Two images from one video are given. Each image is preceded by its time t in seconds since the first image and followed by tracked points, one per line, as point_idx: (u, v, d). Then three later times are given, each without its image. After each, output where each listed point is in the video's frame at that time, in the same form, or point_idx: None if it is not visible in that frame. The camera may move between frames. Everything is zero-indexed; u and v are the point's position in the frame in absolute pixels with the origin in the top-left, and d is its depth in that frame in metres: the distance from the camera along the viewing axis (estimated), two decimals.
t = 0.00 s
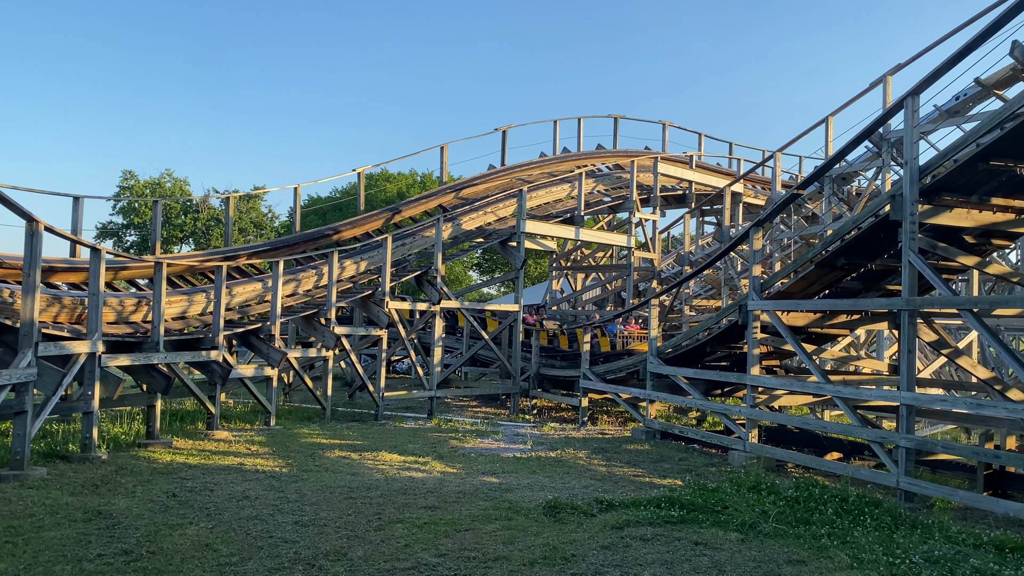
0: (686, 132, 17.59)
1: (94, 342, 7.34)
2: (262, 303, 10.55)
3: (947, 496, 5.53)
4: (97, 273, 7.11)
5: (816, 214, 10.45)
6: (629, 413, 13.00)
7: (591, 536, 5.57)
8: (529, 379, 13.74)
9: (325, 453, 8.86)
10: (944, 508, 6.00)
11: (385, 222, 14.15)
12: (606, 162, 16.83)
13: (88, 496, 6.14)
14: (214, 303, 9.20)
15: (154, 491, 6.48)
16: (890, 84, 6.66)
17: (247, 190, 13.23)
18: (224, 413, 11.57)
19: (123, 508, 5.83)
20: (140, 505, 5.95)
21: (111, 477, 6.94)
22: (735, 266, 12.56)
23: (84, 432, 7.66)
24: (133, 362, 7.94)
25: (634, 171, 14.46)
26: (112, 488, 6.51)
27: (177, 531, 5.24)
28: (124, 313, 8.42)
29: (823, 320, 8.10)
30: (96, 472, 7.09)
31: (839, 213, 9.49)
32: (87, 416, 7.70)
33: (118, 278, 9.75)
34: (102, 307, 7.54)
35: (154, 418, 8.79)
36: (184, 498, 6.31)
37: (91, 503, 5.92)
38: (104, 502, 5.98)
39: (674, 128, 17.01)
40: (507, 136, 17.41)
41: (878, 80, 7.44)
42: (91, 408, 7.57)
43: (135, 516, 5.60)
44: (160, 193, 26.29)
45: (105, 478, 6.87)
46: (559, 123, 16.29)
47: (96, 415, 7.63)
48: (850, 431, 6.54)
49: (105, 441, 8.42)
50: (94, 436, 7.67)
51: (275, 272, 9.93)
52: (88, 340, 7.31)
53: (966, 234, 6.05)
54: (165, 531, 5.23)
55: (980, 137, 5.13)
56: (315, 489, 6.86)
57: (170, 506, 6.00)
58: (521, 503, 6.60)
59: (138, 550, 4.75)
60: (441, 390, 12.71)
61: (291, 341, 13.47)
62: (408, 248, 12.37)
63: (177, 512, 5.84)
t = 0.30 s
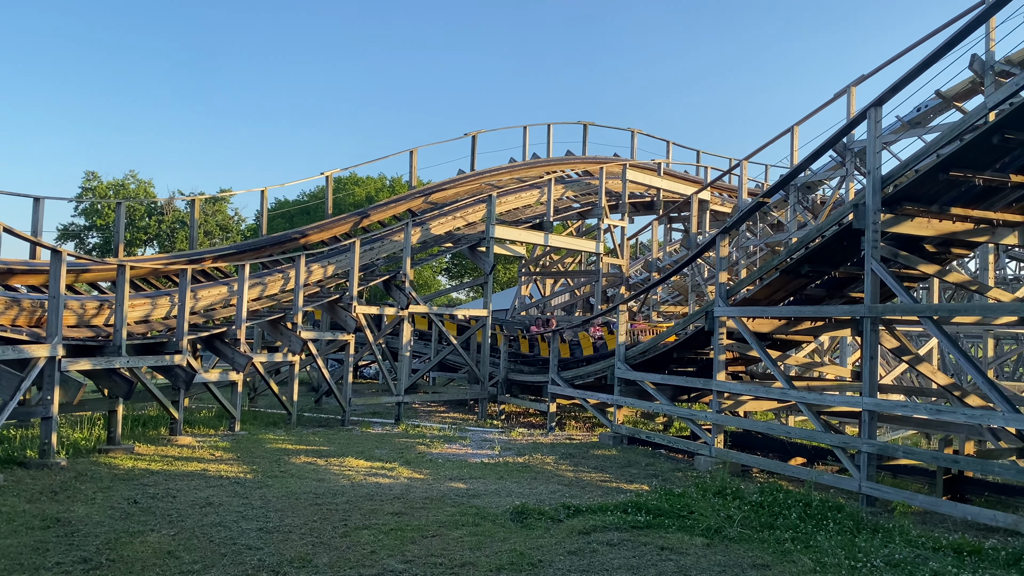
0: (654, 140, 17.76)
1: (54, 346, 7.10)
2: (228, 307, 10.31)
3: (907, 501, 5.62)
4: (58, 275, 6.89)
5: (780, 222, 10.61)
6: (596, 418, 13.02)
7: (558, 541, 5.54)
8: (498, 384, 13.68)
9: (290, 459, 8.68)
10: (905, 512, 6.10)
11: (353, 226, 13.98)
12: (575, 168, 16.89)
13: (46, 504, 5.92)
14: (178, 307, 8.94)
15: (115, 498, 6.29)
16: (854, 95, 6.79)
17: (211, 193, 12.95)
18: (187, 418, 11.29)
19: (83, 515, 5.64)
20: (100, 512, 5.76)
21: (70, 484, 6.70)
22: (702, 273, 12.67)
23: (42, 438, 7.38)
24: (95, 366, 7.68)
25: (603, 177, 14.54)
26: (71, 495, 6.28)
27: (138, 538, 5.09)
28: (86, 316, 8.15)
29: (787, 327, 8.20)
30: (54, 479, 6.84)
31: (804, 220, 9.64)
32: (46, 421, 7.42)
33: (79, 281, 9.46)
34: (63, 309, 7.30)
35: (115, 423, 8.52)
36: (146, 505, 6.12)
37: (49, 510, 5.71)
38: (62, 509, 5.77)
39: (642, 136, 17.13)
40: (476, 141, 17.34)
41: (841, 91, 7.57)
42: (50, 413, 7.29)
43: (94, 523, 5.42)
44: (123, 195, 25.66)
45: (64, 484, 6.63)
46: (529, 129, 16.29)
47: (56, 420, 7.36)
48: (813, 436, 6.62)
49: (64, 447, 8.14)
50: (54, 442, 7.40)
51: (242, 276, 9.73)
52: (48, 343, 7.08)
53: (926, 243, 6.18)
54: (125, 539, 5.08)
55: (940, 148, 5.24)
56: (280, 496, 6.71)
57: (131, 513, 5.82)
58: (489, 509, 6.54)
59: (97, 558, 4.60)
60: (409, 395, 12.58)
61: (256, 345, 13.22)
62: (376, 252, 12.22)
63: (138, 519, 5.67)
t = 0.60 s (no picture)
0: (624, 149, 17.89)
1: (13, 350, 6.87)
2: (195, 312, 10.09)
3: (869, 508, 5.70)
4: (19, 277, 6.68)
5: (748, 232, 10.74)
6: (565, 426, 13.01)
7: (526, 548, 5.51)
8: (467, 391, 13.60)
9: (256, 466, 8.51)
10: (867, 519, 6.19)
11: (322, 231, 13.81)
12: (546, 176, 16.93)
13: (3, 511, 5.71)
14: (143, 311, 8.71)
15: (75, 505, 6.09)
16: (820, 108, 6.90)
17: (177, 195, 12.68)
18: (150, 424, 11.00)
19: (41, 523, 5.45)
20: (59, 520, 5.57)
21: (28, 491, 6.47)
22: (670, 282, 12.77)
23: None
24: (57, 371, 7.44)
25: (574, 186, 14.59)
26: (29, 502, 6.07)
27: (98, 547, 4.93)
28: (47, 319, 7.90)
29: (753, 335, 8.29)
30: (11, 486, 6.60)
31: (770, 230, 9.77)
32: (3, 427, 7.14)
33: (40, 284, 9.17)
34: (23, 312, 7.07)
35: (77, 429, 8.26)
36: (107, 512, 5.94)
37: (5, 519, 5.50)
38: (19, 517, 5.57)
39: (612, 145, 17.24)
40: (448, 147, 17.27)
41: (807, 104, 7.69)
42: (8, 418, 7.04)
43: (52, 532, 5.24)
44: (87, 197, 25.09)
45: (21, 491, 6.40)
46: (500, 136, 16.28)
47: (14, 426, 7.10)
48: (779, 444, 6.68)
49: (22, 453, 7.87)
50: (12, 448, 7.13)
51: (208, 280, 9.52)
52: (7, 348, 6.86)
53: (890, 254, 6.30)
54: (85, 547, 4.92)
55: (903, 161, 5.35)
56: (246, 503, 6.56)
57: (92, 520, 5.64)
58: (457, 516, 6.48)
59: (54, 568, 4.45)
60: (377, 402, 12.44)
61: (223, 350, 12.97)
62: (345, 257, 12.07)
63: (99, 527, 5.50)
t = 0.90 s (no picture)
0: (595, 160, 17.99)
1: None
2: (160, 317, 9.85)
3: (831, 518, 5.76)
4: None
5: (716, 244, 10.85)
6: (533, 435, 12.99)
7: (492, 558, 5.45)
8: (435, 400, 13.49)
9: (220, 474, 8.31)
10: (830, 529, 6.25)
11: (290, 237, 13.60)
12: (517, 185, 16.93)
13: None
14: (106, 316, 8.47)
15: (31, 514, 5.87)
16: (787, 122, 7.01)
17: (142, 199, 12.37)
18: (112, 431, 10.70)
19: None
20: (14, 530, 5.36)
21: None
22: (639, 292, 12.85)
23: None
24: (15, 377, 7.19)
25: (544, 195, 14.61)
26: None
27: (53, 557, 4.77)
28: (5, 324, 7.63)
29: (720, 346, 8.36)
30: None
31: (737, 243, 9.88)
32: None
33: None
34: None
35: (34, 436, 7.98)
36: (64, 521, 5.74)
37: None
38: None
39: (584, 155, 17.32)
40: (419, 155, 17.19)
41: (775, 118, 7.82)
42: None
43: (5, 542, 5.04)
44: (50, 199, 24.52)
45: None
46: (471, 145, 16.24)
47: None
48: (744, 454, 6.73)
49: None
50: None
51: (173, 285, 9.31)
52: None
53: (854, 267, 6.41)
54: (39, 558, 4.75)
55: (867, 176, 5.46)
56: (209, 512, 6.40)
57: (48, 530, 5.44)
58: (423, 526, 6.40)
59: None
60: (344, 410, 12.26)
61: (187, 356, 12.70)
62: (313, 264, 11.88)
63: (56, 536, 5.31)
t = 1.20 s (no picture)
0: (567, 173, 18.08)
1: None
2: (123, 324, 9.61)
3: (794, 532, 5.82)
4: None
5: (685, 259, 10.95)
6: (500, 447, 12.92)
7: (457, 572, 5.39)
8: (402, 411, 13.35)
9: (182, 485, 8.10)
10: (793, 542, 6.32)
11: (258, 244, 13.39)
12: (489, 196, 16.93)
13: None
14: (67, 322, 8.23)
15: None
16: (755, 139, 7.12)
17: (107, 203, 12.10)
18: (70, 439, 10.37)
19: None
20: None
21: None
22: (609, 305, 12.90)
23: None
24: None
25: (516, 207, 14.62)
26: None
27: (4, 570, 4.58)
28: None
29: (687, 360, 8.42)
30: None
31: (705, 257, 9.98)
32: None
33: None
34: None
35: None
36: (18, 532, 5.53)
37: None
38: None
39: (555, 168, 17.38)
40: (391, 164, 17.10)
41: (744, 135, 7.94)
42: None
43: None
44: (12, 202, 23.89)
45: None
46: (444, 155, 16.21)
47: None
48: (709, 467, 6.77)
49: None
50: None
51: (138, 293, 9.07)
52: None
53: (818, 283, 6.51)
54: None
55: (831, 194, 5.56)
56: (169, 523, 6.22)
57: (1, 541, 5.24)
58: (388, 538, 6.30)
59: None
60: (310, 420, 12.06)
61: (151, 364, 12.42)
62: (281, 272, 11.68)
63: (8, 548, 5.11)
